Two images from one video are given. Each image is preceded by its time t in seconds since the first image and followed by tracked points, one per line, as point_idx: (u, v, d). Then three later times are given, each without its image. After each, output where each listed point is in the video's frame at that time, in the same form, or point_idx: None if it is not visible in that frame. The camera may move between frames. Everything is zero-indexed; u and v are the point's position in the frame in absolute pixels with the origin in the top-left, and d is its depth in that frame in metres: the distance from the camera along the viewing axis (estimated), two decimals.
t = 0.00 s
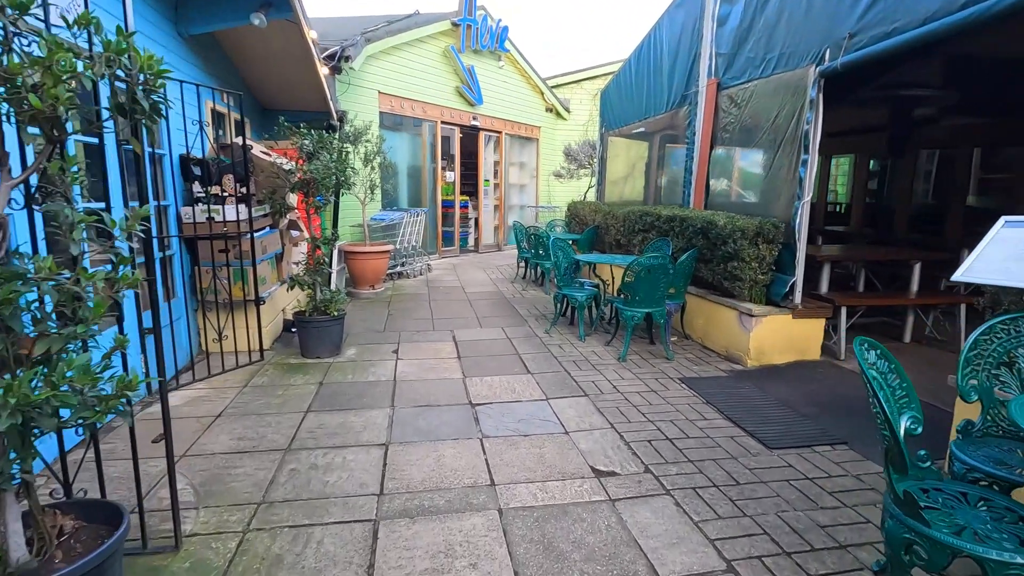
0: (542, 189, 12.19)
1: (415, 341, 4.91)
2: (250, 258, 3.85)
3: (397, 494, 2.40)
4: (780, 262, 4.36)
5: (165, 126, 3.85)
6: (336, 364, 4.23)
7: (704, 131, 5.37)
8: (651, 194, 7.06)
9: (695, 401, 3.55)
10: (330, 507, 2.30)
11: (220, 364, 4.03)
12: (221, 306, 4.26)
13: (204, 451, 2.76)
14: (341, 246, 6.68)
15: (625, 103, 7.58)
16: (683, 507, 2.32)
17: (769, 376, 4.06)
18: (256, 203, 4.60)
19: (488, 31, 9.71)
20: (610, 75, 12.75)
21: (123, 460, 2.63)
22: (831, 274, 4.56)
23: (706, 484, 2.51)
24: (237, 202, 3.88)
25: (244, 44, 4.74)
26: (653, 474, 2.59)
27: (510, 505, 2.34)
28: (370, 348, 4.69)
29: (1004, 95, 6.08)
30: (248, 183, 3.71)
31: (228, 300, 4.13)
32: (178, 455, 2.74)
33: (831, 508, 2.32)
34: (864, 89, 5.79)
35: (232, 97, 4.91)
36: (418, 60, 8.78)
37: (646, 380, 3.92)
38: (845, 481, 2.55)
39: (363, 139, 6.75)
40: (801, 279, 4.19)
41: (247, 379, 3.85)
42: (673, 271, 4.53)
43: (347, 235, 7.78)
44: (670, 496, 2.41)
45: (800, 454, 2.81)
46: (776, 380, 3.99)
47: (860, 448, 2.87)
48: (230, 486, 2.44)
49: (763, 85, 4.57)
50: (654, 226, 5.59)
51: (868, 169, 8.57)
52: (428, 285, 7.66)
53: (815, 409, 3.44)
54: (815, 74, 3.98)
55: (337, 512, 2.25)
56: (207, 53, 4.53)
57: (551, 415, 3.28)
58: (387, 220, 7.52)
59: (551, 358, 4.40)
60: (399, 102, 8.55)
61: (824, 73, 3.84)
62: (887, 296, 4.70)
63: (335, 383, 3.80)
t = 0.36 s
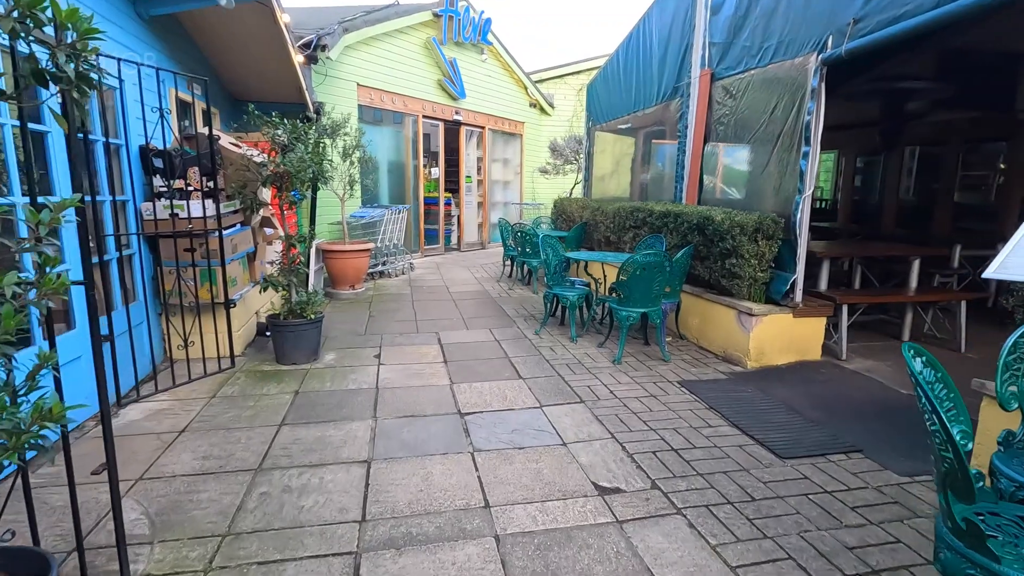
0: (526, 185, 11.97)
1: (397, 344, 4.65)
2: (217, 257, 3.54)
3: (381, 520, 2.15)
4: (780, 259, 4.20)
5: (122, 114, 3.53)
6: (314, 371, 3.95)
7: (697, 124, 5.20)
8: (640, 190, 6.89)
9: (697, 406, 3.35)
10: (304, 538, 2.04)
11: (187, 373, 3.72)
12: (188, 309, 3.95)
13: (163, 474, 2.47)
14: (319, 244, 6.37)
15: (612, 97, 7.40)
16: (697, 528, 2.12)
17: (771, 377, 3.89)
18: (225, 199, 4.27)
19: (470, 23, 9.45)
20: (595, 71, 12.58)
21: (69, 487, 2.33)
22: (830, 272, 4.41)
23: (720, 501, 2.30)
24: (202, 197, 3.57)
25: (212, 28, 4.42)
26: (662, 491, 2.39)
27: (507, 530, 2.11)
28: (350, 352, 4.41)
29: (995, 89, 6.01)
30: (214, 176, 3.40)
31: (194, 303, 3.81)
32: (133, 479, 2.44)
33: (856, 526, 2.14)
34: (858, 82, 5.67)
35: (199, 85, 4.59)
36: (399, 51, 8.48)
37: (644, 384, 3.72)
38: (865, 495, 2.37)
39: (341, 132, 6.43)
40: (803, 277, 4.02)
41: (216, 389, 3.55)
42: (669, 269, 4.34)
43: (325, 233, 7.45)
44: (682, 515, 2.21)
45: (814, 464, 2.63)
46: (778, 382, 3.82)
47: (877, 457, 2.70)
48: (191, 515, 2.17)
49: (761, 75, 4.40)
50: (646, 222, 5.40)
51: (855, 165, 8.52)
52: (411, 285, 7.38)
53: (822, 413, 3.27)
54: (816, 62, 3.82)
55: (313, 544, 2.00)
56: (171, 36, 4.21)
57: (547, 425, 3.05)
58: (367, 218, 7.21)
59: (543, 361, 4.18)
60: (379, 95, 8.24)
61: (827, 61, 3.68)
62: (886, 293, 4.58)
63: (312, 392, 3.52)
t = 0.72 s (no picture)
0: (513, 184, 11.78)
1: (383, 351, 4.43)
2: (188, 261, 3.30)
3: (368, 556, 1.95)
4: (780, 261, 4.07)
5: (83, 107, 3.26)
6: (294, 381, 3.72)
7: (693, 121, 5.05)
8: (631, 189, 6.75)
9: (700, 416, 3.20)
10: None
11: (157, 386, 3.47)
12: (157, 316, 3.69)
13: (124, 505, 2.24)
14: (299, 246, 6.11)
15: (602, 93, 7.23)
16: (713, 558, 1.95)
17: (772, 384, 3.75)
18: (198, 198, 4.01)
19: (456, 17, 9.22)
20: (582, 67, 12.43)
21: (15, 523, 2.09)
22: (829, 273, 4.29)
23: (735, 525, 2.14)
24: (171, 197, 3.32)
25: (183, 16, 4.16)
26: (671, 514, 2.22)
27: (507, 564, 1.93)
28: (333, 360, 4.19)
29: (987, 87, 5.97)
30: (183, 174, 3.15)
31: (165, 310, 3.57)
32: (89, 510, 2.21)
33: (881, 552, 1.99)
34: (853, 79, 5.57)
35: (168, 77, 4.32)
36: (382, 45, 8.22)
37: (643, 392, 3.56)
38: (886, 515, 2.23)
39: (322, 128, 6.17)
40: (804, 279, 3.89)
41: (188, 404, 3.31)
42: (666, 272, 4.18)
43: (306, 234, 7.18)
44: (696, 543, 2.04)
45: (828, 480, 2.48)
46: (780, 389, 3.69)
47: (892, 472, 2.57)
48: (155, 553, 1.95)
49: (760, 71, 4.26)
50: (639, 222, 5.25)
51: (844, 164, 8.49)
52: (395, 286, 7.15)
53: (829, 422, 3.14)
54: (819, 57, 3.68)
55: None
56: (138, 25, 3.94)
57: (544, 440, 2.87)
58: (351, 217, 6.96)
59: (536, 369, 3.99)
60: (362, 90, 7.99)
61: (830, 56, 3.55)
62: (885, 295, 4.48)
63: (291, 406, 3.30)
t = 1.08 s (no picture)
0: (496, 185, 11.57)
1: (364, 364, 4.19)
2: (149, 272, 3.04)
3: None
4: (776, 267, 3.94)
5: (33, 104, 2.98)
6: (268, 400, 3.47)
7: (684, 122, 4.91)
8: (618, 192, 6.63)
9: (700, 432, 3.04)
10: None
11: (117, 407, 3.20)
12: (117, 330, 3.42)
13: (71, 551, 1.99)
14: (276, 252, 5.84)
15: (589, 93, 7.08)
16: None
17: (772, 395, 3.62)
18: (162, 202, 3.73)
19: (437, 15, 9.00)
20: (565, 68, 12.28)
21: None
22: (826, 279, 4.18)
23: (750, 561, 1.98)
24: (131, 202, 3.05)
25: (146, 8, 3.88)
26: (680, 548, 2.05)
27: None
28: (310, 375, 3.94)
29: (974, 90, 5.96)
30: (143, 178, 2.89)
31: (125, 323, 3.29)
32: (31, 559, 1.95)
33: None
34: (843, 80, 5.50)
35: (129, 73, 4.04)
36: (362, 43, 7.97)
37: (639, 407, 3.39)
38: (907, 544, 2.09)
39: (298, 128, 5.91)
40: (802, 287, 3.76)
41: (151, 427, 3.04)
42: (660, 278, 3.98)
43: (283, 238, 6.89)
44: None
45: (842, 505, 2.34)
46: (780, 401, 3.55)
47: (906, 493, 2.44)
48: None
49: (755, 71, 4.13)
50: (630, 226, 5.10)
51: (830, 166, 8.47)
52: (377, 293, 6.89)
53: (835, 437, 3.01)
54: (817, 57, 3.56)
55: None
56: (96, 16, 3.66)
57: (538, 464, 2.68)
58: (330, 221, 6.70)
59: (526, 382, 3.80)
60: (341, 89, 7.72)
61: (829, 56, 3.42)
62: (882, 300, 4.39)
63: (265, 428, 3.06)
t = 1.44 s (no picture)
0: (481, 183, 11.34)
1: (346, 370, 3.95)
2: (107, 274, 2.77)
3: None
4: (778, 265, 3.79)
5: None
6: (241, 412, 3.21)
7: (679, 116, 4.75)
8: (609, 190, 6.45)
9: (707, 442, 2.87)
10: None
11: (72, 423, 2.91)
12: (73, 338, 3.14)
13: None
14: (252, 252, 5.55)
15: (578, 88, 6.90)
16: None
17: (776, 400, 3.46)
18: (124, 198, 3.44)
19: (421, 8, 8.73)
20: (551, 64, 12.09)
21: None
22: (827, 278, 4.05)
23: None
24: (86, 196, 2.77)
25: None
26: None
27: None
28: (288, 384, 3.68)
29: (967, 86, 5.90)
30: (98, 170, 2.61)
31: (82, 330, 3.01)
32: None
33: None
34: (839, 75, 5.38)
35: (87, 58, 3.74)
36: (343, 34, 7.68)
37: (640, 414, 3.21)
38: (940, 565, 1.94)
39: (274, 122, 5.62)
40: (806, 286, 3.61)
41: (109, 445, 2.77)
42: (660, 278, 3.76)
43: (260, 238, 6.57)
44: None
45: (866, 522, 2.18)
46: (785, 406, 3.40)
47: (931, 507, 2.29)
48: None
49: (754, 62, 3.97)
50: (623, 224, 4.92)
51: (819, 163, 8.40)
52: (359, 294, 6.63)
53: (847, 445, 2.86)
54: (823, 46, 3.40)
55: None
56: None
57: (537, 480, 2.47)
58: (309, 219, 6.42)
59: (519, 389, 3.59)
60: (321, 83, 7.43)
61: (836, 45, 3.27)
62: (882, 300, 4.27)
63: (237, 443, 2.80)
